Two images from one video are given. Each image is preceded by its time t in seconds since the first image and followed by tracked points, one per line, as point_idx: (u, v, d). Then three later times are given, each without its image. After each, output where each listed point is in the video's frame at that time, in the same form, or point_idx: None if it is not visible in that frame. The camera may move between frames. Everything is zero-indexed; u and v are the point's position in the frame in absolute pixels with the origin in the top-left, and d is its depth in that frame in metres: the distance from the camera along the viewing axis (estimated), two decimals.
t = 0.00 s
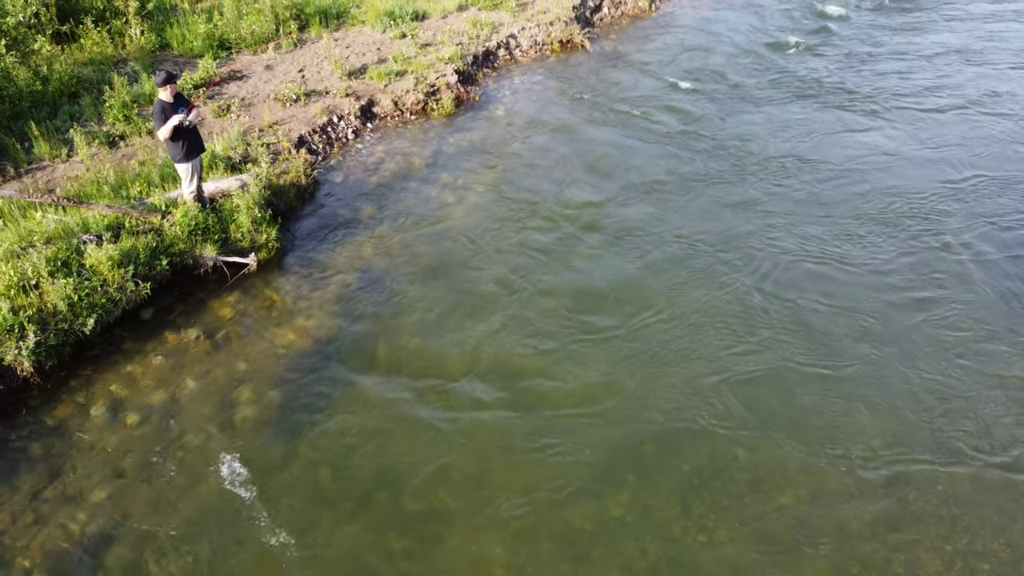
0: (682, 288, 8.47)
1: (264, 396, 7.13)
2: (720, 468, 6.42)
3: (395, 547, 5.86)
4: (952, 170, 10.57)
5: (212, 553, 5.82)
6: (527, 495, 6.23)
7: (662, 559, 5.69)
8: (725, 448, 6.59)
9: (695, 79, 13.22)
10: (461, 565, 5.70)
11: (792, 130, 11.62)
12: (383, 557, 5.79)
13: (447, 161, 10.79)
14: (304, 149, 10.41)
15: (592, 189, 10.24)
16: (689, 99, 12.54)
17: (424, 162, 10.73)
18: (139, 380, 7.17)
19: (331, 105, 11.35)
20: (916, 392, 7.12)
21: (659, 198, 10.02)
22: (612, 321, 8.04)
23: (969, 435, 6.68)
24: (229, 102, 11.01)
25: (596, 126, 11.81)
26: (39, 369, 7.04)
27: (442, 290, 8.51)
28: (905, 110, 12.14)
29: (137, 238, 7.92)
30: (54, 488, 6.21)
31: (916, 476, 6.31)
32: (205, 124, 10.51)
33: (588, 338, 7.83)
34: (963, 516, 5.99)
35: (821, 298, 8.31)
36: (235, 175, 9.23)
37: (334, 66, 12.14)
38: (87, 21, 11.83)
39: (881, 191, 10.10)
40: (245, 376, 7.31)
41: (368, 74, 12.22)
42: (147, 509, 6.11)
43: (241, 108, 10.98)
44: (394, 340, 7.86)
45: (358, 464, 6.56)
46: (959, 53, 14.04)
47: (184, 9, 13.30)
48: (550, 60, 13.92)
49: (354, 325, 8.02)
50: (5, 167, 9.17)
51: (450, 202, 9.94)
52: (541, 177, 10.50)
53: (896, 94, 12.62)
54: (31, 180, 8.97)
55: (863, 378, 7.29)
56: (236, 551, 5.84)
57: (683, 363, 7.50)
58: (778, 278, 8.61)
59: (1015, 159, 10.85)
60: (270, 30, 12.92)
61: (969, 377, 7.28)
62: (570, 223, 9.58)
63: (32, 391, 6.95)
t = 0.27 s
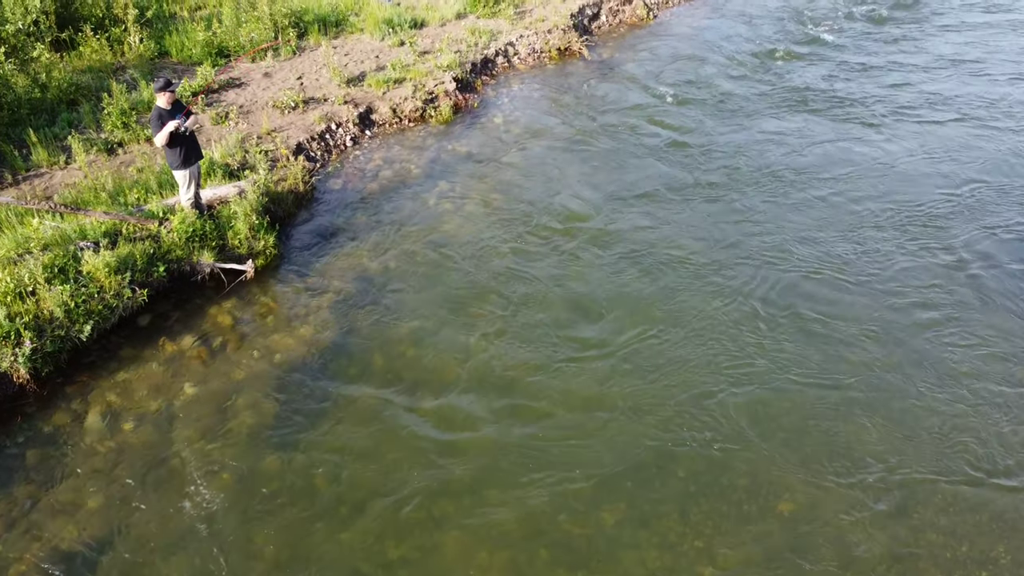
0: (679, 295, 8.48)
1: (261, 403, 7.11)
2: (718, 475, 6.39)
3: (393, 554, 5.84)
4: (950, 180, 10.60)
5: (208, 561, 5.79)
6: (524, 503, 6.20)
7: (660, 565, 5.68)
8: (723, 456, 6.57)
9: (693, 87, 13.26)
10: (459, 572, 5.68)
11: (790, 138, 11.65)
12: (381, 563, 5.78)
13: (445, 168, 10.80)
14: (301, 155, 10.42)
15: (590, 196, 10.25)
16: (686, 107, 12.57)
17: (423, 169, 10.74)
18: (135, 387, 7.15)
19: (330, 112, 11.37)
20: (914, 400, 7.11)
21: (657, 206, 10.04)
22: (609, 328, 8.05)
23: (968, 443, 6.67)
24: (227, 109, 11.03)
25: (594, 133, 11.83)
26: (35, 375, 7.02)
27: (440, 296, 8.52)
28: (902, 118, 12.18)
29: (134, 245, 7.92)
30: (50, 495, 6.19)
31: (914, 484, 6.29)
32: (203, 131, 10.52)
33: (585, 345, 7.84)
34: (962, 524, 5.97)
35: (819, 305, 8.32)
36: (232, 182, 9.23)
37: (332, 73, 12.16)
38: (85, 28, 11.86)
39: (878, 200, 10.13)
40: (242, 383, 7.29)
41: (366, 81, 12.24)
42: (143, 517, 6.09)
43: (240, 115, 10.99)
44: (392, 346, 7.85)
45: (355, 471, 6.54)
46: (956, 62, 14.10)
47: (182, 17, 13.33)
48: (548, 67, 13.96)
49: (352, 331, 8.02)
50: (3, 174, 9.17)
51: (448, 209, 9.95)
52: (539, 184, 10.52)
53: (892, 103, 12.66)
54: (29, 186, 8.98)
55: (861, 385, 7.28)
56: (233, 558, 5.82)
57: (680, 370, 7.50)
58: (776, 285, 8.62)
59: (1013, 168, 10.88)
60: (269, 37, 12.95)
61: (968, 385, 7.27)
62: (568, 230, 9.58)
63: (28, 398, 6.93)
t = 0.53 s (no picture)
0: (677, 304, 8.48)
1: (257, 412, 7.08)
2: (716, 485, 6.36)
3: (389, 562, 5.81)
4: (947, 191, 10.62)
5: (203, 571, 5.76)
6: (522, 513, 6.17)
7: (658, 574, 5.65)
8: (722, 466, 6.54)
9: (690, 98, 13.30)
10: None
11: (786, 149, 11.68)
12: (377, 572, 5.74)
13: (442, 178, 10.82)
14: (299, 165, 10.44)
15: (588, 207, 10.26)
16: (684, 118, 12.61)
17: (421, 179, 10.75)
18: (131, 396, 7.12)
19: (328, 122, 11.39)
20: (913, 410, 7.08)
21: (654, 216, 10.05)
22: (607, 336, 8.04)
23: (967, 453, 6.64)
24: (225, 119, 11.05)
25: (591, 144, 11.85)
26: (31, 384, 6.99)
27: (437, 305, 8.51)
28: (899, 129, 12.22)
29: (131, 254, 7.91)
30: (44, 505, 6.15)
31: (914, 493, 6.26)
32: (201, 141, 10.54)
33: (583, 353, 7.82)
34: (962, 534, 5.93)
35: (816, 314, 8.32)
36: (230, 191, 9.23)
37: (330, 84, 12.19)
38: (85, 40, 11.90)
39: (875, 210, 10.15)
40: (238, 393, 7.26)
41: (365, 92, 12.27)
42: (137, 526, 6.05)
43: (238, 125, 11.02)
44: (389, 354, 7.84)
45: (351, 479, 6.51)
46: (952, 73, 14.16)
47: (182, 28, 13.39)
48: (546, 78, 14.00)
49: (349, 340, 8.01)
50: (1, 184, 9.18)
51: (445, 219, 9.96)
52: (537, 194, 10.53)
53: (889, 114, 12.70)
54: (27, 196, 8.98)
55: (859, 394, 7.26)
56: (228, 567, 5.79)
57: (677, 379, 7.49)
58: (773, 294, 8.63)
59: (1009, 179, 10.91)
60: (268, 49, 12.99)
61: (967, 395, 7.25)
62: (566, 240, 9.58)
63: (23, 407, 6.90)
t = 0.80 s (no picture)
0: (674, 304, 8.46)
1: (254, 412, 7.06)
2: (713, 486, 6.33)
3: (385, 562, 5.79)
4: (945, 193, 10.62)
5: (198, 570, 5.73)
6: (519, 513, 6.14)
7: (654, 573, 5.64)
8: (720, 466, 6.52)
9: (688, 100, 13.30)
10: None
11: (783, 151, 11.69)
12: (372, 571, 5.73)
13: (440, 179, 10.81)
14: (297, 166, 10.43)
15: (586, 207, 10.25)
16: (682, 120, 12.62)
17: (418, 180, 10.74)
18: (126, 395, 7.10)
19: (325, 123, 11.39)
20: (910, 410, 7.07)
21: (652, 217, 10.05)
22: (604, 336, 8.02)
23: (966, 455, 6.63)
24: (222, 120, 11.05)
25: (589, 145, 11.85)
26: (25, 384, 6.97)
27: (434, 305, 8.50)
28: (896, 132, 12.23)
29: (126, 254, 7.89)
30: (38, 504, 6.12)
31: (913, 493, 6.23)
32: (198, 142, 10.53)
33: (579, 353, 7.81)
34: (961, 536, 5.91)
35: (813, 315, 8.31)
36: (227, 192, 9.22)
37: (328, 85, 12.19)
38: (82, 41, 11.89)
39: (872, 212, 10.15)
40: (234, 393, 7.23)
41: (362, 93, 12.27)
42: (131, 527, 6.02)
43: (235, 126, 11.01)
44: (385, 354, 7.82)
45: (347, 479, 6.50)
46: (949, 76, 14.18)
47: (180, 30, 13.39)
48: (544, 80, 14.00)
49: (345, 340, 7.99)
50: None
51: (443, 219, 9.95)
52: (534, 195, 10.52)
53: (887, 116, 12.71)
54: (23, 196, 8.97)
55: (858, 395, 7.24)
56: (223, 567, 5.77)
57: (674, 379, 7.48)
58: (770, 294, 8.62)
59: (1006, 181, 10.92)
60: (265, 50, 12.99)
61: (966, 397, 7.23)
62: (564, 241, 9.57)
63: (17, 407, 6.87)
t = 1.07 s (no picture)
0: (671, 306, 8.45)
1: (250, 413, 7.04)
2: (711, 487, 6.31)
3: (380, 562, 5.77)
4: (943, 196, 10.62)
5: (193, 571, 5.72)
6: (516, 514, 6.12)
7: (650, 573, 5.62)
8: (718, 467, 6.50)
9: (686, 102, 13.31)
10: None
11: (781, 153, 11.69)
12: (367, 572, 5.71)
13: (437, 180, 10.80)
14: (294, 167, 10.41)
15: (584, 209, 10.24)
16: (680, 122, 12.61)
17: (415, 181, 10.73)
18: (121, 396, 7.08)
19: (323, 124, 11.38)
20: (908, 412, 7.05)
21: (649, 218, 10.04)
22: (601, 337, 8.01)
23: (965, 457, 6.60)
24: (220, 122, 11.04)
25: (587, 146, 11.84)
26: (20, 385, 6.95)
27: (431, 306, 8.48)
28: (894, 134, 12.23)
29: (122, 254, 7.88)
30: (32, 505, 6.10)
31: (909, 496, 6.22)
32: (195, 143, 10.52)
33: (576, 354, 7.79)
34: (960, 540, 5.88)
35: (811, 316, 8.30)
36: (224, 193, 9.21)
37: (326, 87, 12.19)
38: (80, 43, 11.89)
39: (869, 215, 10.15)
40: (230, 393, 7.21)
41: (360, 95, 12.27)
42: (126, 528, 5.99)
43: (232, 127, 11.00)
44: (381, 355, 7.80)
45: (342, 479, 6.47)
46: (947, 78, 14.19)
47: (178, 32, 13.39)
48: (542, 82, 14.00)
49: (342, 340, 7.97)
50: None
51: (440, 220, 9.93)
52: (532, 196, 10.51)
53: (885, 119, 12.71)
54: (19, 197, 8.95)
55: (855, 397, 7.22)
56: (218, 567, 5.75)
57: (671, 380, 7.46)
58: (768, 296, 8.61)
59: (1003, 184, 10.92)
60: (264, 52, 12.99)
61: (964, 400, 7.21)
62: (562, 242, 9.54)
63: (12, 407, 6.85)
